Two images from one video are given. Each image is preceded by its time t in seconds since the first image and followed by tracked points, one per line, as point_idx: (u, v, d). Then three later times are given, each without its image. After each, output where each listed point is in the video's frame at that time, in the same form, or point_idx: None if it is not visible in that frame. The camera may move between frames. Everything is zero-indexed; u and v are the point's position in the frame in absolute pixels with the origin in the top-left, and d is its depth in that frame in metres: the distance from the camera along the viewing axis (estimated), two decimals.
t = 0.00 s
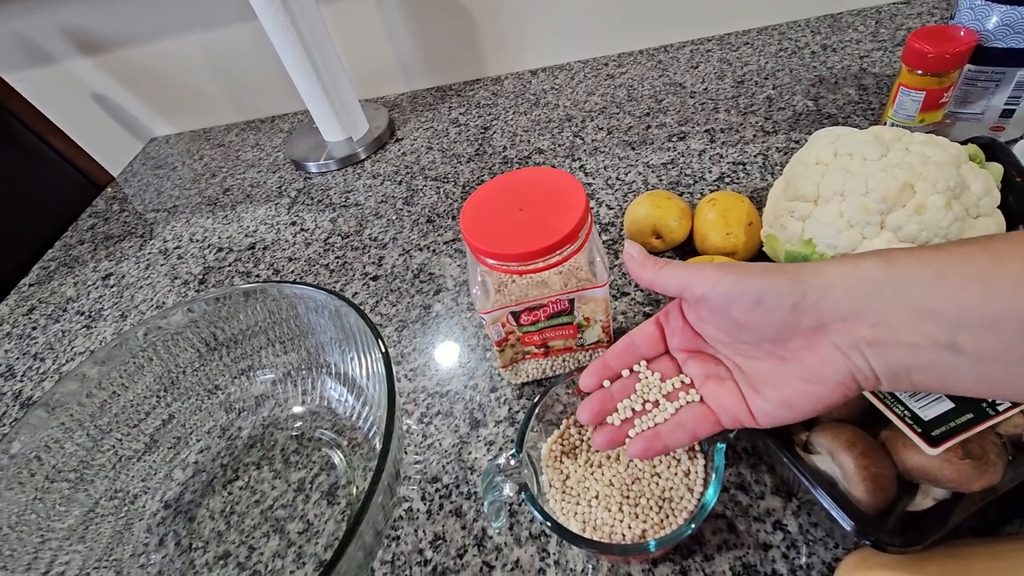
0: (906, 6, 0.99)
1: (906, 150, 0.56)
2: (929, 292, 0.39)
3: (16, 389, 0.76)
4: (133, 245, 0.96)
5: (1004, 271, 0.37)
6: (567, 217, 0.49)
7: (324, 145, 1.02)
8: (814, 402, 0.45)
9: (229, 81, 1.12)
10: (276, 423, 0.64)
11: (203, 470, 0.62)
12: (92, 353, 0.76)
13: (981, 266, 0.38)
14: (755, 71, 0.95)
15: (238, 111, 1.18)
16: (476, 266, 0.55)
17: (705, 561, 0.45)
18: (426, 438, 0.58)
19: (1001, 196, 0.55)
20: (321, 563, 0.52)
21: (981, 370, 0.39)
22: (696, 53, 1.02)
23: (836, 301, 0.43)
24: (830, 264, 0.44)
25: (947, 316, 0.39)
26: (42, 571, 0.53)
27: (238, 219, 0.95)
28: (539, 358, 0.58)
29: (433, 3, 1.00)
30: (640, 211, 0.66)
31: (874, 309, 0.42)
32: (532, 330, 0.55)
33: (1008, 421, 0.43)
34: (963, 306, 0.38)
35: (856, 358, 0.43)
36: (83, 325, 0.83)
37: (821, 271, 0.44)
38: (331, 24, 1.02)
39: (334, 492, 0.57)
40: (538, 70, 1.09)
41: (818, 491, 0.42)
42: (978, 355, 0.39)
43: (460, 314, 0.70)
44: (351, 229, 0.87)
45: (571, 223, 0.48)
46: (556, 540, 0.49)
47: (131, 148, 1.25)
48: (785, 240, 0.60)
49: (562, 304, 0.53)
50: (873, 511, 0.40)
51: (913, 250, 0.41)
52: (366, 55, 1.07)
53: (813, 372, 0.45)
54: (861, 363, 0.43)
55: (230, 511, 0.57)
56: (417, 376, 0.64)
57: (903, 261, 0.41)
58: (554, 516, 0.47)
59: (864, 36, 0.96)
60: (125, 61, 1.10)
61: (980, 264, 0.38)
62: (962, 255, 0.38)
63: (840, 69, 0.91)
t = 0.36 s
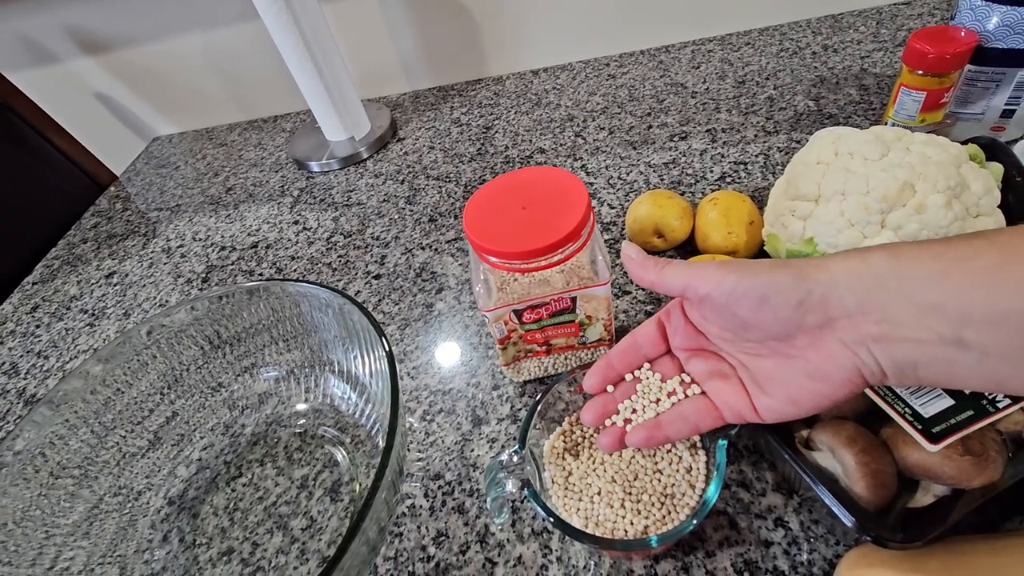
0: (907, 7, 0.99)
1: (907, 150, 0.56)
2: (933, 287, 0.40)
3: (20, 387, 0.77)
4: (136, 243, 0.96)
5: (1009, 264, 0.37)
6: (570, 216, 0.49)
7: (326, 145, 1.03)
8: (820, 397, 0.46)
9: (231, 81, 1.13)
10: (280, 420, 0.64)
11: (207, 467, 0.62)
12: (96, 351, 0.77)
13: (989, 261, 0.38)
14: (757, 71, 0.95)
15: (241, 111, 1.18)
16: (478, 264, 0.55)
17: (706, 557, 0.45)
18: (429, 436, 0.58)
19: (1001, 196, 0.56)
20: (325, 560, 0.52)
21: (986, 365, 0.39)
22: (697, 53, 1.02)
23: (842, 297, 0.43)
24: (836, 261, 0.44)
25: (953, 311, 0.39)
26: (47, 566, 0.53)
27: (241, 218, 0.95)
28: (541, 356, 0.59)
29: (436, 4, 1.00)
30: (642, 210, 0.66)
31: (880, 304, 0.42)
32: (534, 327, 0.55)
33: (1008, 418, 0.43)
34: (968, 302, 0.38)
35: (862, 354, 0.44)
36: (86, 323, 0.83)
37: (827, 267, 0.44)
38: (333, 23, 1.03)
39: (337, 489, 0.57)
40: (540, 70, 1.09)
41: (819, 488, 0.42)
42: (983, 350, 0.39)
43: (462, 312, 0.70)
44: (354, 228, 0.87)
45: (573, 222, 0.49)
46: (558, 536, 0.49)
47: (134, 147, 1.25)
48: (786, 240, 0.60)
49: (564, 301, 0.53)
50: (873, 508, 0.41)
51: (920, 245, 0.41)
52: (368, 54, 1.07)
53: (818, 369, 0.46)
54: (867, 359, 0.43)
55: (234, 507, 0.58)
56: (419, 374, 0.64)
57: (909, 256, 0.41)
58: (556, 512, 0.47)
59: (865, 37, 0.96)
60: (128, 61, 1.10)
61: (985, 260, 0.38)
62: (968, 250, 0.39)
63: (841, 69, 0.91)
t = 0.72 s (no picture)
0: (907, 9, 0.99)
1: (908, 151, 0.56)
2: (940, 285, 0.39)
3: (22, 386, 0.77)
4: (138, 243, 0.96)
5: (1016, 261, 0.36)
6: (571, 217, 0.50)
7: (327, 145, 1.03)
8: (827, 394, 0.46)
9: (232, 81, 1.13)
10: (281, 421, 0.64)
11: (208, 467, 0.62)
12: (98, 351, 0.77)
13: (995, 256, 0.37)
14: (757, 72, 0.95)
15: (242, 111, 1.18)
16: (479, 265, 0.56)
17: (707, 557, 0.45)
18: (429, 436, 0.59)
19: (1001, 197, 0.56)
20: (326, 559, 0.52)
21: (996, 362, 0.39)
22: (698, 54, 1.03)
23: (850, 293, 0.43)
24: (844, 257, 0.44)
25: (961, 309, 0.39)
26: (49, 566, 0.53)
27: (242, 218, 0.95)
28: (542, 357, 0.59)
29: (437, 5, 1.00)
30: (643, 211, 0.66)
31: (888, 301, 0.42)
32: (535, 328, 0.55)
33: (1008, 419, 0.43)
34: (974, 300, 0.38)
35: (870, 350, 0.44)
36: (88, 323, 0.84)
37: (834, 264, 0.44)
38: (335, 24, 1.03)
39: (338, 489, 0.57)
40: (541, 71, 1.10)
41: (819, 488, 0.42)
42: (992, 347, 0.39)
43: (463, 313, 0.70)
44: (355, 229, 0.87)
45: (574, 222, 0.49)
46: (559, 537, 0.49)
47: (135, 147, 1.25)
48: (787, 240, 0.60)
49: (565, 302, 0.53)
50: (873, 508, 0.41)
51: (928, 241, 0.41)
52: (370, 55, 1.07)
53: (825, 366, 0.46)
54: (874, 355, 0.44)
55: (235, 507, 0.58)
56: (420, 374, 0.65)
57: (915, 252, 0.41)
58: (557, 512, 0.47)
59: (865, 39, 0.96)
60: (129, 61, 1.11)
61: (994, 257, 0.37)
62: (974, 246, 0.38)
63: (842, 71, 0.91)
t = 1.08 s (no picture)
0: (909, 9, 0.99)
1: (909, 152, 0.56)
2: (973, 279, 0.38)
3: (23, 386, 0.77)
4: (139, 243, 0.96)
5: None
6: (572, 217, 0.50)
7: (328, 146, 1.03)
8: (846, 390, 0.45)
9: (233, 81, 1.13)
10: (282, 421, 0.64)
11: (208, 467, 0.62)
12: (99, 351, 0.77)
13: None
14: (759, 73, 0.95)
15: (243, 111, 1.18)
16: (480, 265, 0.56)
17: (707, 559, 0.45)
18: (430, 437, 0.59)
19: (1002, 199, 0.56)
20: (326, 560, 0.52)
21: None
22: (700, 55, 1.03)
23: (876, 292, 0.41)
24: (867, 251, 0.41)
25: (994, 304, 0.37)
26: (49, 566, 0.53)
27: (243, 218, 0.95)
28: (543, 357, 0.59)
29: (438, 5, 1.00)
30: (644, 212, 0.66)
31: (916, 299, 0.40)
32: (536, 329, 0.55)
33: (1010, 420, 0.43)
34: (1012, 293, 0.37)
35: (895, 347, 0.43)
36: (89, 323, 0.84)
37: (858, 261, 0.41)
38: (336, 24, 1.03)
39: (339, 489, 0.57)
40: (543, 71, 1.10)
41: (820, 489, 0.42)
42: None
43: (464, 313, 0.70)
44: (356, 229, 0.87)
45: (575, 223, 0.49)
46: (559, 537, 0.49)
47: (136, 147, 1.25)
48: (788, 242, 0.60)
49: (566, 302, 0.53)
50: (874, 510, 0.41)
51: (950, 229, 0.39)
52: (371, 55, 1.07)
53: (850, 365, 0.44)
54: (901, 351, 0.43)
55: (236, 507, 0.58)
56: (421, 374, 0.65)
57: (939, 242, 0.39)
58: (558, 513, 0.47)
59: (867, 39, 0.96)
60: (130, 61, 1.11)
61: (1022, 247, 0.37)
62: (1002, 237, 0.37)
63: (844, 71, 0.91)
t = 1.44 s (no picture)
0: (908, 9, 0.99)
1: (909, 152, 0.56)
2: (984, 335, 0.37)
3: (23, 385, 0.77)
4: (139, 242, 0.96)
5: None
6: (572, 217, 0.50)
7: (328, 146, 1.03)
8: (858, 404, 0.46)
9: (233, 81, 1.13)
10: (282, 420, 0.64)
11: (209, 465, 0.62)
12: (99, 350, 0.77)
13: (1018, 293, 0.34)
14: (758, 73, 0.95)
15: (243, 111, 1.18)
16: (480, 264, 0.56)
17: (707, 557, 0.46)
18: (430, 435, 0.59)
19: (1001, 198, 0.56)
20: (326, 558, 0.52)
21: None
22: (700, 55, 1.03)
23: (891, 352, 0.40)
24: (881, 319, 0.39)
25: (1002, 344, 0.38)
26: (49, 564, 0.54)
27: (243, 217, 0.95)
28: (542, 356, 0.59)
29: (438, 5, 1.00)
30: (644, 211, 0.66)
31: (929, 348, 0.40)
32: (536, 327, 0.55)
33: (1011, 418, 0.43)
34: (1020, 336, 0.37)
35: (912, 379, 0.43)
36: (89, 322, 0.84)
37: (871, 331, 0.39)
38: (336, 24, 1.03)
39: (339, 488, 0.57)
40: (542, 71, 1.10)
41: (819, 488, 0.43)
42: None
43: (463, 312, 0.71)
44: (356, 229, 0.87)
45: (575, 222, 0.49)
46: (559, 536, 0.49)
47: (136, 147, 1.26)
48: (787, 241, 0.60)
49: (566, 301, 0.53)
50: (873, 508, 0.41)
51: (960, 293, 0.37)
52: (371, 56, 1.08)
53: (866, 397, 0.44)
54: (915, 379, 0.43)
55: (236, 505, 0.58)
56: (421, 373, 0.65)
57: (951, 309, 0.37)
58: (557, 511, 0.47)
59: (866, 39, 0.96)
60: (130, 60, 1.11)
61: None
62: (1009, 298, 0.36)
63: (843, 71, 0.91)
